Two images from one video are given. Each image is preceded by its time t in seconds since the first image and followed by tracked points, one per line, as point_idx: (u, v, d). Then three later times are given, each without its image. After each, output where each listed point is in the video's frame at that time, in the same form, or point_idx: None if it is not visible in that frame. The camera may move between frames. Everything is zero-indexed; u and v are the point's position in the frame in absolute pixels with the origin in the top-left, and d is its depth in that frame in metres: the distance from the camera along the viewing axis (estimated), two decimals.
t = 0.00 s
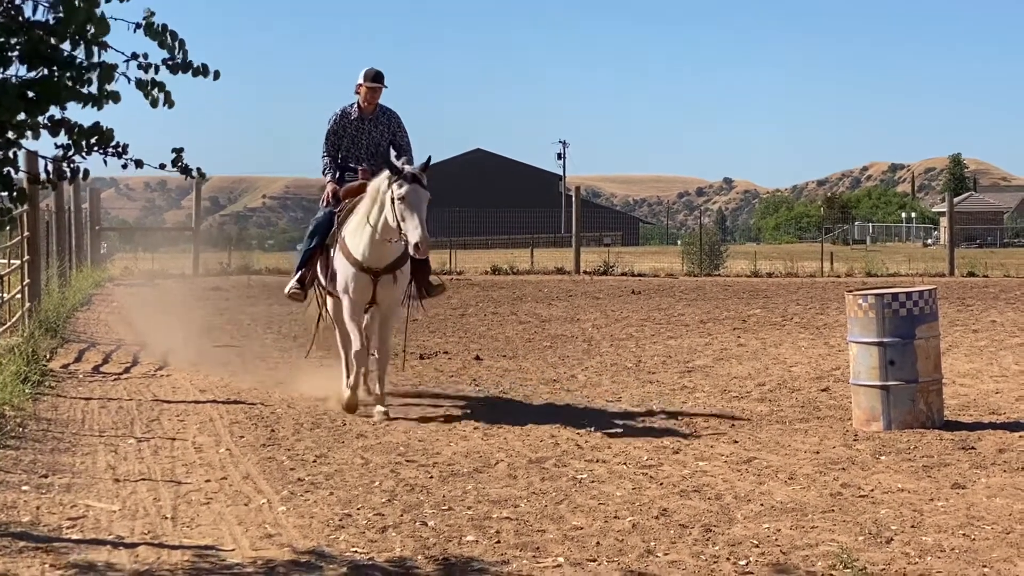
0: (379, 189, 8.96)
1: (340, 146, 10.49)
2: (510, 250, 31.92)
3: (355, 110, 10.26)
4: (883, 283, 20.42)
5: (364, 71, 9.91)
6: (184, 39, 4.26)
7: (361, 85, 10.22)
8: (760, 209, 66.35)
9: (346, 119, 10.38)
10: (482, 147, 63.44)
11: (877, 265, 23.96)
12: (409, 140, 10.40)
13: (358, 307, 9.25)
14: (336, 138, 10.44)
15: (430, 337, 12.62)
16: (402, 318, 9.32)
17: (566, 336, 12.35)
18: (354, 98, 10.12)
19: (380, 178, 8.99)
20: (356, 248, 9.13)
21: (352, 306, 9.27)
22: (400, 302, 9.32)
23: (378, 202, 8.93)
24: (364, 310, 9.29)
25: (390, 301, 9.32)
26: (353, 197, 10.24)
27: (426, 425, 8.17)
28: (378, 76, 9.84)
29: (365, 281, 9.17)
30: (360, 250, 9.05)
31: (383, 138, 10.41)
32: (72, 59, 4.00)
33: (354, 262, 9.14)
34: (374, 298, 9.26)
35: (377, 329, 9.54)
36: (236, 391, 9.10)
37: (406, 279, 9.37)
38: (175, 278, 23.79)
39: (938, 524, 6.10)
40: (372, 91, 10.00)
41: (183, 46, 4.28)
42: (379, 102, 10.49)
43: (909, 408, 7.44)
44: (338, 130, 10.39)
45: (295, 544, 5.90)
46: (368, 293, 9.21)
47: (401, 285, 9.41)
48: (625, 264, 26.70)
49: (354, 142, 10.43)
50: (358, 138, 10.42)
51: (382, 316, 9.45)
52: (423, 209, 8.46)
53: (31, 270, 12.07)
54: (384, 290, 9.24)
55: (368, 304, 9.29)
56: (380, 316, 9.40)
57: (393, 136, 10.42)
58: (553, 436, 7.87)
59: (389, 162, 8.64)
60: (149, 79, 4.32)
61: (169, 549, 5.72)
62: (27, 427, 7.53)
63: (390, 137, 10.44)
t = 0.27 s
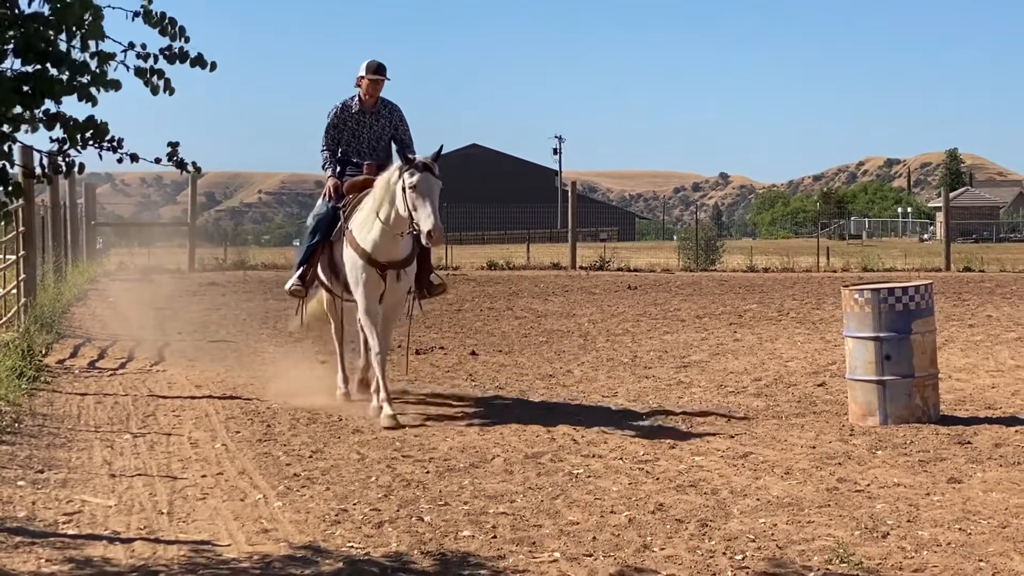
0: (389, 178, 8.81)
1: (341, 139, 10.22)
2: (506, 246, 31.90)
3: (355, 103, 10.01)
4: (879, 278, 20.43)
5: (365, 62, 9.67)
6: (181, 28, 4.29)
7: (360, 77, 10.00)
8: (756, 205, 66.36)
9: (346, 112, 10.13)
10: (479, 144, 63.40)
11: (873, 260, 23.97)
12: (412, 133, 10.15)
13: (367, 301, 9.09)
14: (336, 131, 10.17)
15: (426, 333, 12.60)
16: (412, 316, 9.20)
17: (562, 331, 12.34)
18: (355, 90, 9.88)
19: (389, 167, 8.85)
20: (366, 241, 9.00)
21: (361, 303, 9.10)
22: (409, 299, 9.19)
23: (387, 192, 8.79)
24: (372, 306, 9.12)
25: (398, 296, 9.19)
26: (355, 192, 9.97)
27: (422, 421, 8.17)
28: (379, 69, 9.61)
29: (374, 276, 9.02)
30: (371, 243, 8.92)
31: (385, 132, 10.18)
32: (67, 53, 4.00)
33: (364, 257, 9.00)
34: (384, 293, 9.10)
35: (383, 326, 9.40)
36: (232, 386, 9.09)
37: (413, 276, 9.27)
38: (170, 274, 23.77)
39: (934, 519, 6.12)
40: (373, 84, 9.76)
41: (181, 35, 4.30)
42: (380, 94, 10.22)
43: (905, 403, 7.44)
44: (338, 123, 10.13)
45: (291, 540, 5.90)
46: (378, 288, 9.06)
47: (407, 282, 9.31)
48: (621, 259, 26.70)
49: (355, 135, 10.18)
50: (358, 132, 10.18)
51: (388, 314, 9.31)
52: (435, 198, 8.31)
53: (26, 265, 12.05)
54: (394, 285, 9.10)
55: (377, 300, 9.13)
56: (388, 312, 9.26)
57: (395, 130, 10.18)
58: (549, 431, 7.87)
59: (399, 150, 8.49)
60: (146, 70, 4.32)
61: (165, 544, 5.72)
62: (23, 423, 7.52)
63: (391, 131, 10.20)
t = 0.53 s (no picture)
0: (398, 177, 8.75)
1: (341, 131, 10.05)
2: (500, 241, 31.90)
3: (355, 95, 9.83)
4: (871, 273, 20.44)
5: (363, 54, 9.51)
6: (173, 15, 4.25)
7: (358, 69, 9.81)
8: (748, 201, 66.39)
9: (346, 104, 9.94)
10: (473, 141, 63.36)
11: (865, 255, 23.98)
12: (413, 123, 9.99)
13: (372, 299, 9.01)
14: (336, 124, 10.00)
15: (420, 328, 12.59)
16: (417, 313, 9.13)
17: (555, 327, 12.34)
18: (354, 83, 9.70)
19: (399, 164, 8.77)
20: (370, 237, 8.94)
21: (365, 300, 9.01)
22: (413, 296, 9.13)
23: (395, 190, 8.72)
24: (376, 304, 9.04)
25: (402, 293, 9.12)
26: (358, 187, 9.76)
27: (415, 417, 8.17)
28: (378, 60, 9.43)
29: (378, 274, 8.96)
30: (375, 240, 8.86)
31: (386, 124, 10.02)
32: (58, 46, 3.98)
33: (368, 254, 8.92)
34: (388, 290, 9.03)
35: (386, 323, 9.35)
36: (225, 382, 9.09)
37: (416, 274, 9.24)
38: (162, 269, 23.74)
39: (926, 514, 6.15)
40: (372, 75, 9.58)
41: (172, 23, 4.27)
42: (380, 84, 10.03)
43: (897, 398, 7.44)
44: (338, 116, 9.95)
45: (284, 535, 5.90)
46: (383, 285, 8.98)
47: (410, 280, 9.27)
48: (614, 255, 26.71)
49: (355, 126, 10.01)
50: (359, 124, 10.01)
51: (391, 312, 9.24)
52: (443, 200, 8.24)
53: (19, 261, 12.03)
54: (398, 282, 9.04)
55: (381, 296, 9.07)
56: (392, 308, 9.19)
57: (396, 121, 10.03)
58: (542, 427, 7.87)
59: (409, 150, 8.40)
60: (138, 61, 4.30)
61: (157, 540, 5.72)
62: (14, 418, 7.51)
63: (392, 122, 10.05)
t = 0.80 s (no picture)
0: (399, 172, 8.40)
1: (340, 131, 9.86)
2: (489, 237, 31.91)
3: (354, 95, 9.63)
4: (860, 269, 20.47)
5: (362, 52, 9.33)
6: (157, 14, 4.25)
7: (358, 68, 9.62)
8: (738, 197, 66.45)
9: (345, 103, 9.76)
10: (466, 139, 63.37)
11: (854, 251, 24.02)
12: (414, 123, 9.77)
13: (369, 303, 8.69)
14: (335, 124, 9.82)
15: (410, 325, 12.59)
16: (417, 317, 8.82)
17: (544, 323, 12.34)
18: (353, 82, 9.51)
19: (400, 160, 8.43)
20: (371, 236, 8.58)
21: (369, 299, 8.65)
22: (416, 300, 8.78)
23: (397, 187, 8.37)
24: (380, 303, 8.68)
25: (405, 297, 8.77)
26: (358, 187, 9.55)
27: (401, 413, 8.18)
28: (377, 58, 9.25)
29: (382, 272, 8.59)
30: (376, 239, 8.50)
31: (386, 124, 9.82)
32: (46, 43, 3.95)
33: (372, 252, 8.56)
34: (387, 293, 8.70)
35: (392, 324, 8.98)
36: (213, 378, 9.08)
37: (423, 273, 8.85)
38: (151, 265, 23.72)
39: (915, 510, 6.17)
40: (372, 73, 9.39)
41: (157, 22, 4.27)
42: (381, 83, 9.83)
43: (885, 394, 7.45)
44: (337, 116, 9.76)
45: (272, 532, 5.89)
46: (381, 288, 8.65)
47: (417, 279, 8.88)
48: (603, 252, 26.73)
49: (354, 127, 9.82)
50: (358, 124, 9.82)
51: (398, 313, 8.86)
52: (446, 195, 7.91)
53: (8, 258, 11.99)
54: (400, 284, 8.69)
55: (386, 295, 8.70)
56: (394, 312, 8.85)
57: (396, 121, 9.82)
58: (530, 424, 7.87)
59: (411, 143, 8.08)
60: (123, 60, 4.29)
61: (146, 536, 5.71)
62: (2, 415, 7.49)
63: (393, 122, 9.84)
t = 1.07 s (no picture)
0: (396, 172, 8.32)
1: (339, 126, 9.51)
2: (474, 236, 31.94)
3: (352, 89, 9.28)
4: (844, 268, 20.52)
5: (358, 45, 8.96)
6: (140, 15, 4.25)
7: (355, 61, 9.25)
8: (722, 196, 66.52)
9: (343, 97, 9.38)
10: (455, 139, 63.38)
11: (838, 250, 24.07)
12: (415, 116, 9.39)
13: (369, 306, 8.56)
14: (333, 118, 9.46)
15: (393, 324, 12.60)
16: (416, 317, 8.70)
17: (529, 322, 12.34)
18: (350, 76, 9.15)
19: (397, 160, 8.37)
20: (370, 237, 8.46)
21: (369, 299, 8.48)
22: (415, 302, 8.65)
23: (394, 187, 8.29)
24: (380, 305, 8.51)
25: (405, 299, 8.63)
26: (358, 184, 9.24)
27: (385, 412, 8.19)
28: (374, 51, 8.89)
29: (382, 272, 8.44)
30: (375, 239, 8.38)
31: (385, 118, 9.45)
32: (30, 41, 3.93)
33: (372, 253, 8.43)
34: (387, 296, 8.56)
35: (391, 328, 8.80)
36: (197, 377, 9.08)
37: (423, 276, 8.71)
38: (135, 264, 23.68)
39: (898, 508, 6.18)
40: (369, 67, 9.02)
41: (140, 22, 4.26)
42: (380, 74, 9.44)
43: (869, 392, 7.46)
44: (335, 110, 9.41)
45: (256, 530, 5.89)
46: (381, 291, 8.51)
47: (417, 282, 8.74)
48: (588, 250, 26.76)
49: (353, 121, 9.47)
50: (357, 118, 9.46)
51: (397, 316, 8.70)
52: (446, 194, 7.81)
53: None
54: (401, 286, 8.55)
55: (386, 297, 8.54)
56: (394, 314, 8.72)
57: (396, 115, 9.45)
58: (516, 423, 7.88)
59: (408, 142, 8.00)
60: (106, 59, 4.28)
61: (130, 535, 5.70)
62: None
63: (393, 115, 9.46)
